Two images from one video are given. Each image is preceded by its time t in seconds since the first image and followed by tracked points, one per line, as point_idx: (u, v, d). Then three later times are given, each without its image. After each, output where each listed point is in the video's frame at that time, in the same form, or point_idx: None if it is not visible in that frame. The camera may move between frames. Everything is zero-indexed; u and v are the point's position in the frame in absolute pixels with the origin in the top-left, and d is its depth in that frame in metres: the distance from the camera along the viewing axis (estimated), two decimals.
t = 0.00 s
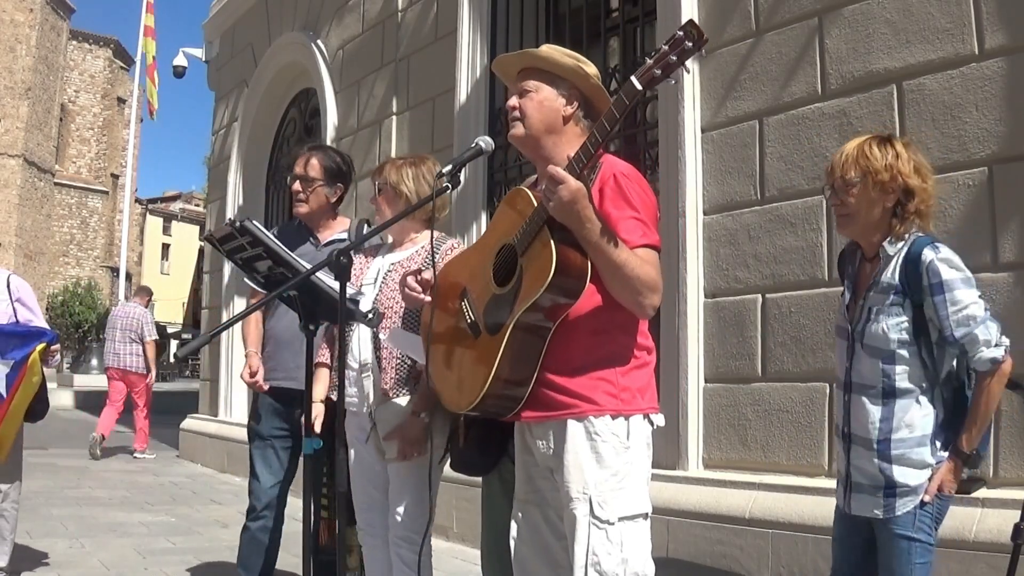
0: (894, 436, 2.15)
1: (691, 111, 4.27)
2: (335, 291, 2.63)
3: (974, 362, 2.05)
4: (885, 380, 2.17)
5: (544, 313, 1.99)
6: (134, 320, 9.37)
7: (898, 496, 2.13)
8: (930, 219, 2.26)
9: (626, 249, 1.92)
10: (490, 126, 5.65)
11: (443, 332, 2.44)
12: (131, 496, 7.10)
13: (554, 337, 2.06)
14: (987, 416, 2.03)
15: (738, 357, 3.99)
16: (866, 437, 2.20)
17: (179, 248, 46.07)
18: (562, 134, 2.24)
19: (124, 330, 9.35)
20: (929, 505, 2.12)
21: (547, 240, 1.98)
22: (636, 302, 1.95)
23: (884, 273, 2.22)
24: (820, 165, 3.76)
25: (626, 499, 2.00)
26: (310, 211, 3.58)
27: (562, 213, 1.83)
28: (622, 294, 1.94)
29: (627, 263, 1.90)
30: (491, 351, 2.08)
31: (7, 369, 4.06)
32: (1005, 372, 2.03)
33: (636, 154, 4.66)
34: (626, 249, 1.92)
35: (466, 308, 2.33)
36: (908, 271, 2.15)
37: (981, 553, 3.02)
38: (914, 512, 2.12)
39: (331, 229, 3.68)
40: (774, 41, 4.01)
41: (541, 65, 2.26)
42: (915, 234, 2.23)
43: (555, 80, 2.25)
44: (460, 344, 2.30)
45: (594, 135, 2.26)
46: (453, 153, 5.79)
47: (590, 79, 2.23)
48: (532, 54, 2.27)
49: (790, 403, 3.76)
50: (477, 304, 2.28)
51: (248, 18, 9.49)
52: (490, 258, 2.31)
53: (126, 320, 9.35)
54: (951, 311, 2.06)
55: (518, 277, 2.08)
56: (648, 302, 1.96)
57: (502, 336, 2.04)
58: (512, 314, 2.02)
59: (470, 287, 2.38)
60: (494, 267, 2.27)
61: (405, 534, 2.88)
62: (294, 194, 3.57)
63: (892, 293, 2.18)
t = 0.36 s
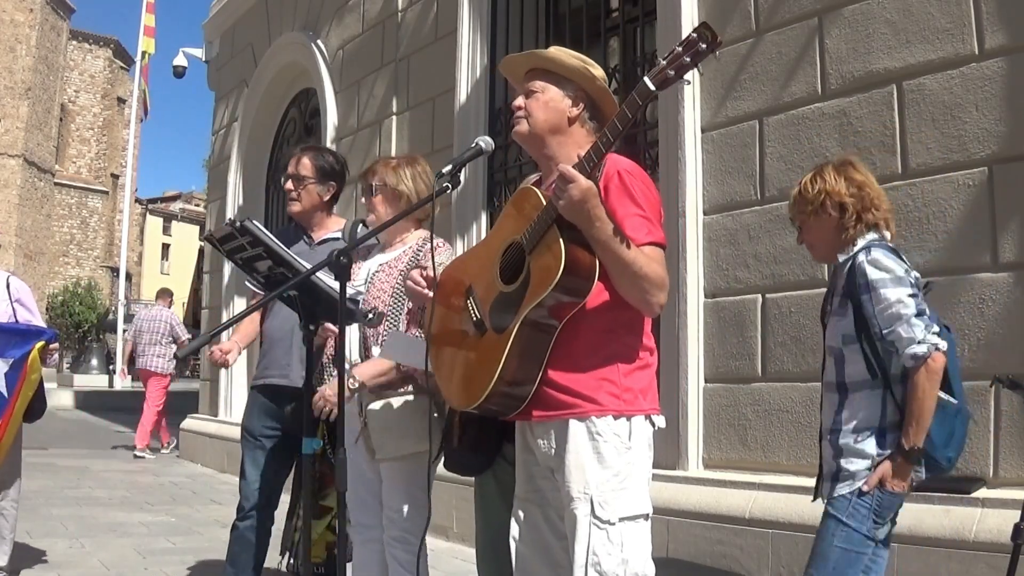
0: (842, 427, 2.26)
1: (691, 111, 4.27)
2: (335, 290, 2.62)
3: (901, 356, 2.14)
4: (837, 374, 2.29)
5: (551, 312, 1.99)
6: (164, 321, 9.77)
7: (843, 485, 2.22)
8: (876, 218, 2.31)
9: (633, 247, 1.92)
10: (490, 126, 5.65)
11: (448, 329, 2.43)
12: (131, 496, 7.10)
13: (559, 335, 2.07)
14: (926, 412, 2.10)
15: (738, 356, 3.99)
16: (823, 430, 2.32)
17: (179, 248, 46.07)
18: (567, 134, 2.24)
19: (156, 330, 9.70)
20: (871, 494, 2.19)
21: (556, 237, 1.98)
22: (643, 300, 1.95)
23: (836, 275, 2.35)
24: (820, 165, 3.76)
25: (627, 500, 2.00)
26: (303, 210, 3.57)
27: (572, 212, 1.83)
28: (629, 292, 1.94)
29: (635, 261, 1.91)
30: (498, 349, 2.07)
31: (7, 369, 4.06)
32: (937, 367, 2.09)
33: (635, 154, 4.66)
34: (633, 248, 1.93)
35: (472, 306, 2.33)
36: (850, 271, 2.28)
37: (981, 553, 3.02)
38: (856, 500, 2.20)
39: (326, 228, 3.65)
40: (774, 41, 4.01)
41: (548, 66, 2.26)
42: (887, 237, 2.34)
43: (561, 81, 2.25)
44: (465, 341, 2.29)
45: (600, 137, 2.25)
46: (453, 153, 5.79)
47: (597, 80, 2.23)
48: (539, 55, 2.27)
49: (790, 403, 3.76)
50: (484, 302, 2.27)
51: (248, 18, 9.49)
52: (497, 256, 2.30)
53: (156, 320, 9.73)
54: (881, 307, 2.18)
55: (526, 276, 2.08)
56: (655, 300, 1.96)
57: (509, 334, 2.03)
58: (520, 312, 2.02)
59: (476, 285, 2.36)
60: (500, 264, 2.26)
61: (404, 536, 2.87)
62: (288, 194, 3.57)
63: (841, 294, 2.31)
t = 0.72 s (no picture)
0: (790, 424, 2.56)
1: (691, 111, 4.27)
2: (336, 291, 2.63)
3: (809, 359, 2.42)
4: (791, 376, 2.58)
5: (551, 311, 2.00)
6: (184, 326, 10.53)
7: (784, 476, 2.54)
8: (824, 235, 2.60)
9: (637, 246, 1.92)
10: (490, 126, 5.65)
11: (449, 329, 2.43)
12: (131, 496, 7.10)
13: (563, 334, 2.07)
14: (834, 412, 2.36)
15: (738, 356, 3.99)
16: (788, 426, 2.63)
17: (179, 249, 46.07)
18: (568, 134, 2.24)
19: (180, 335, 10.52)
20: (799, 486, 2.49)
21: (560, 239, 1.99)
22: (647, 299, 1.95)
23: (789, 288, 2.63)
24: (820, 165, 3.76)
25: (630, 500, 1.99)
26: (271, 208, 3.59)
27: (576, 213, 1.83)
28: (633, 290, 1.94)
29: (639, 260, 1.91)
30: (503, 348, 2.08)
31: None
32: (835, 368, 2.36)
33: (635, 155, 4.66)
34: (637, 246, 1.92)
35: (473, 306, 2.32)
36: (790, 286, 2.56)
37: (981, 553, 3.02)
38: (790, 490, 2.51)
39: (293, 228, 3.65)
40: (774, 41, 4.01)
41: (546, 68, 2.26)
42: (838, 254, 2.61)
43: (560, 83, 2.25)
44: (467, 340, 2.28)
45: (599, 139, 2.26)
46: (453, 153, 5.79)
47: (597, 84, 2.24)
48: (538, 57, 2.27)
49: (790, 403, 3.77)
50: (486, 302, 2.27)
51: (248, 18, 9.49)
52: (498, 255, 2.30)
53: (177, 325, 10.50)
54: (800, 319, 2.46)
55: (530, 276, 2.08)
56: (658, 297, 1.95)
57: (515, 332, 2.04)
58: (526, 311, 2.03)
59: (478, 285, 2.36)
60: (501, 263, 2.26)
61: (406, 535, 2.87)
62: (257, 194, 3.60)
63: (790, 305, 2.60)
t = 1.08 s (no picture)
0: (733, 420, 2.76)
1: (691, 111, 4.27)
2: (335, 290, 2.62)
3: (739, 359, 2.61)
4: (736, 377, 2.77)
5: (553, 311, 1.98)
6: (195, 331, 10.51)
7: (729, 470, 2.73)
8: (775, 246, 2.96)
9: (636, 244, 1.92)
10: (490, 126, 5.65)
11: (451, 332, 2.41)
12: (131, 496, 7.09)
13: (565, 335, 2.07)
14: (758, 408, 2.54)
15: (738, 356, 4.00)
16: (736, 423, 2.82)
17: (179, 249, 46.08)
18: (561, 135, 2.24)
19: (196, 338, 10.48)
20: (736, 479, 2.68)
21: (558, 238, 1.99)
22: (647, 297, 1.95)
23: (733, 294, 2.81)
24: (820, 165, 3.76)
25: (631, 500, 2.00)
26: (240, 209, 3.60)
27: (573, 212, 1.83)
28: (632, 288, 1.94)
29: (638, 258, 1.90)
30: (505, 351, 2.05)
31: None
32: (756, 366, 2.54)
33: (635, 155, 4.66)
34: (636, 243, 1.92)
35: (475, 309, 2.30)
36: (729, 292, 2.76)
37: (981, 553, 3.02)
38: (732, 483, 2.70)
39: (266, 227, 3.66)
40: (774, 41, 4.01)
41: (533, 72, 2.26)
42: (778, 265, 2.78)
43: (547, 85, 2.24)
44: (471, 344, 2.27)
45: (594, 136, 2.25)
46: (454, 153, 5.79)
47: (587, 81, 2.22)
48: (524, 63, 2.27)
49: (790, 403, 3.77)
50: (488, 305, 2.25)
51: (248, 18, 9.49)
52: (499, 257, 2.29)
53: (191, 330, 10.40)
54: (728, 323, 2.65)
55: (530, 277, 2.07)
56: (657, 295, 1.95)
57: (517, 333, 2.02)
58: (527, 312, 2.01)
59: (479, 288, 2.34)
60: (503, 267, 2.25)
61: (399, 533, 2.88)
62: (226, 195, 3.62)
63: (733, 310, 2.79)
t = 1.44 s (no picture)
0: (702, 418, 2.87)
1: (691, 111, 4.27)
2: (335, 291, 2.62)
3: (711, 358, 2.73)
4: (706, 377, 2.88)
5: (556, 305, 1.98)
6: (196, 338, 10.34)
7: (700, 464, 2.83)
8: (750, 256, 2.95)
9: (632, 238, 1.91)
10: (490, 126, 5.65)
11: (452, 332, 2.40)
12: (131, 496, 7.10)
13: (563, 332, 2.07)
14: (727, 402, 2.66)
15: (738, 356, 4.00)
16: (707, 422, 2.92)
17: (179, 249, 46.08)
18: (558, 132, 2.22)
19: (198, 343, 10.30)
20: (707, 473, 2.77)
21: (551, 229, 1.99)
22: (643, 292, 1.93)
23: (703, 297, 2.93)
24: (820, 165, 3.76)
25: (631, 501, 1.99)
26: (238, 209, 3.61)
27: (564, 201, 1.86)
28: (628, 283, 1.92)
29: (633, 251, 1.89)
30: (500, 344, 2.05)
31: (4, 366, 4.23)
32: (722, 364, 2.67)
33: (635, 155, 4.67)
34: (632, 238, 1.91)
35: (475, 308, 2.30)
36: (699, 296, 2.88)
37: (981, 553, 3.02)
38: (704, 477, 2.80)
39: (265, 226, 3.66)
40: (774, 41, 4.01)
41: (529, 75, 2.26)
42: (748, 271, 2.91)
43: (543, 86, 2.24)
44: (471, 343, 2.26)
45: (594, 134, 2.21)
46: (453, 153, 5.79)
47: (582, 77, 2.20)
48: (520, 66, 2.27)
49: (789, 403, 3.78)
50: (486, 303, 2.25)
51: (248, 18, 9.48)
52: (498, 256, 2.29)
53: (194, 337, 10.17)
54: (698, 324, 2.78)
55: (525, 271, 2.06)
56: (654, 291, 1.93)
57: (511, 328, 2.00)
58: (521, 304, 2.00)
59: (479, 287, 2.34)
60: (502, 263, 2.25)
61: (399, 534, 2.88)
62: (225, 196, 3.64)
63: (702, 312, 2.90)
